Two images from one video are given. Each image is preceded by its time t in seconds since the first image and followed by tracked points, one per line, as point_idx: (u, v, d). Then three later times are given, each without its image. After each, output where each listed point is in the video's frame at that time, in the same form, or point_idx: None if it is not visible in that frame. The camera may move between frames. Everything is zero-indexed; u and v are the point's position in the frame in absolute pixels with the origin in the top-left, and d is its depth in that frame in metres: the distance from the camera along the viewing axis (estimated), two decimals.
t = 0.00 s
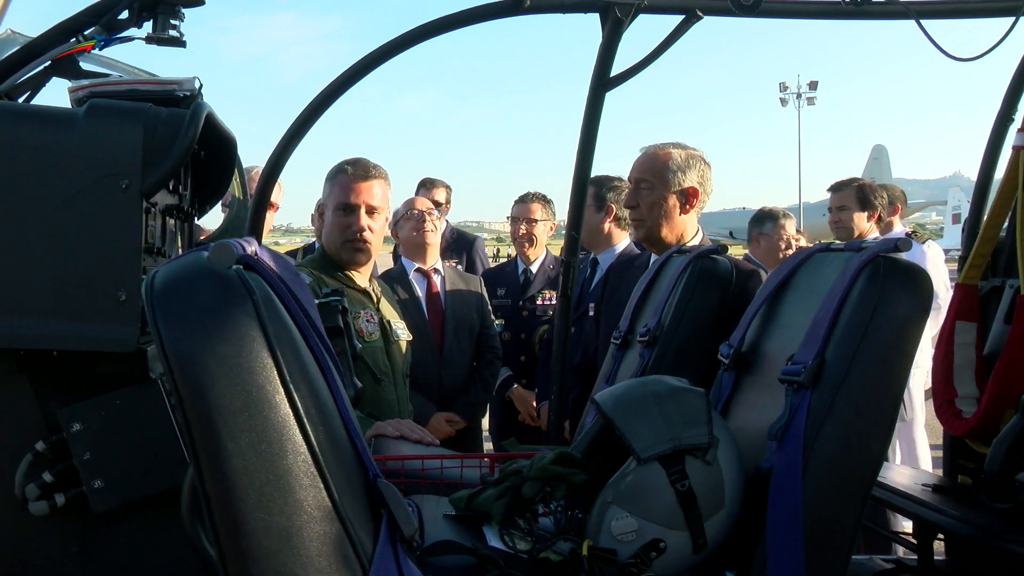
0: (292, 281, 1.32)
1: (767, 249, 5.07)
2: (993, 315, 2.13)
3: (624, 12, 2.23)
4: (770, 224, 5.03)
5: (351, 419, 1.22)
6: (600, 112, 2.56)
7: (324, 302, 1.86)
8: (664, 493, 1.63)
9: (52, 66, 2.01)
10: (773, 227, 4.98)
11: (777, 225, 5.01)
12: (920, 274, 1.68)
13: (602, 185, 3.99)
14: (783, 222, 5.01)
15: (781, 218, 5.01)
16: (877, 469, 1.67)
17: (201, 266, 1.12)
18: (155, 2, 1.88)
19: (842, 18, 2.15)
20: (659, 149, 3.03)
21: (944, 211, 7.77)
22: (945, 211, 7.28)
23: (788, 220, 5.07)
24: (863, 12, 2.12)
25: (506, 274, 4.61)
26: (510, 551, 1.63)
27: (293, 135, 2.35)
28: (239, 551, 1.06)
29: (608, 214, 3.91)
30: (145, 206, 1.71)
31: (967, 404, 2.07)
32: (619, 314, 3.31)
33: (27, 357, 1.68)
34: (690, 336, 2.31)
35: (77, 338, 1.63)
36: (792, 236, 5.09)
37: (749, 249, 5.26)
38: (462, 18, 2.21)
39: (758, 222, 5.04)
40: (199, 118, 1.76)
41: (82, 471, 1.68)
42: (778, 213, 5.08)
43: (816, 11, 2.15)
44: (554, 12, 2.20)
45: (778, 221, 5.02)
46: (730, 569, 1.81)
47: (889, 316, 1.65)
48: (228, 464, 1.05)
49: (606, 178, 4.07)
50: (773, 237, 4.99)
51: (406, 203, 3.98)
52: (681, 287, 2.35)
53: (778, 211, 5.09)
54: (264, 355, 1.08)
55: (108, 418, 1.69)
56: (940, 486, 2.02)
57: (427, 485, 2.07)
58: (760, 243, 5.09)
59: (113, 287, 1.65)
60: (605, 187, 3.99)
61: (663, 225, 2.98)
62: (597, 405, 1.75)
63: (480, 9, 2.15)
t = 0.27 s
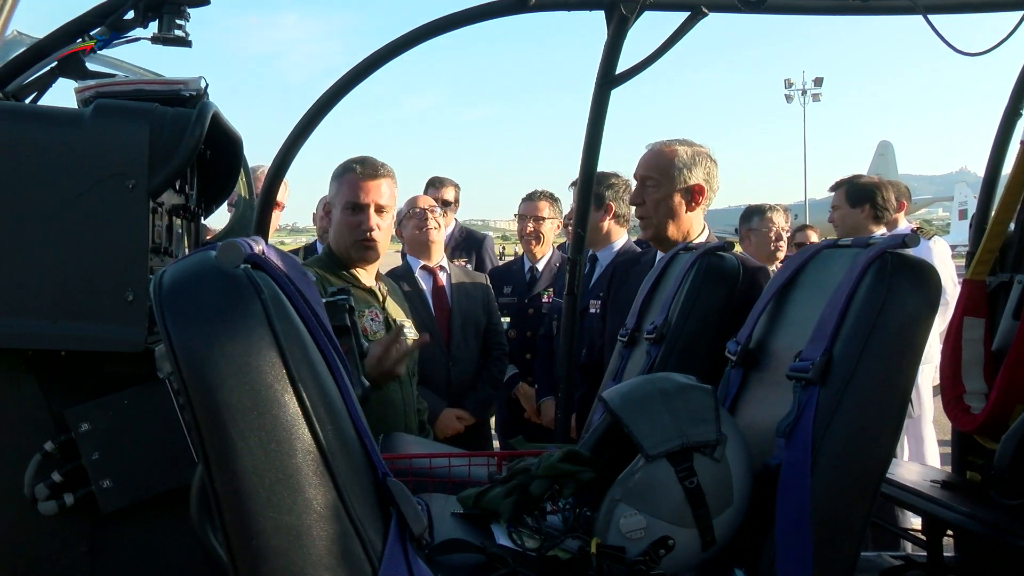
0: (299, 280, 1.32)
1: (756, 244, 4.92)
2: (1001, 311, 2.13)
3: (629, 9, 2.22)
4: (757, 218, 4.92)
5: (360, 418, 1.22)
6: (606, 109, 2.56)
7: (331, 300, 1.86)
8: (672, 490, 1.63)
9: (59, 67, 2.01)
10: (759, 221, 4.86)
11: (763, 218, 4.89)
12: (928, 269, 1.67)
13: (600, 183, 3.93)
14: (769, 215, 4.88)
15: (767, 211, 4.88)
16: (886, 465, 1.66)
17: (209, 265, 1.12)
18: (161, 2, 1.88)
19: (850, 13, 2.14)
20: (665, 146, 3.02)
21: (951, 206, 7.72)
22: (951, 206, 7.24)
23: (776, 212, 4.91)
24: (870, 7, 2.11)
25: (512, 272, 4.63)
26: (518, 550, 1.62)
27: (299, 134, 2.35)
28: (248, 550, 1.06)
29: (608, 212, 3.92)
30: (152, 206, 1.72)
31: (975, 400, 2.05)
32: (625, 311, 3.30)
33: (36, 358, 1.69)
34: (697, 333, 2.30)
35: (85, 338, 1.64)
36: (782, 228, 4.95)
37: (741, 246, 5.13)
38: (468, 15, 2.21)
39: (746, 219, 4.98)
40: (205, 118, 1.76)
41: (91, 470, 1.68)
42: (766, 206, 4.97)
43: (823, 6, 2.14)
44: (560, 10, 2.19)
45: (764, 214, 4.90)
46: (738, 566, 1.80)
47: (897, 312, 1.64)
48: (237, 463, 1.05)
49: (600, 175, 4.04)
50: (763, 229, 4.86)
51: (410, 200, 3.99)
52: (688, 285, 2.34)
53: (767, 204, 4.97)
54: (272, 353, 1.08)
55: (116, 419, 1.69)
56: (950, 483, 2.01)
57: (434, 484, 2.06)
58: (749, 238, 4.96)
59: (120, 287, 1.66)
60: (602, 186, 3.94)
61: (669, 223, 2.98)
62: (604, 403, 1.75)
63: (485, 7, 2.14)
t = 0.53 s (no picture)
0: (306, 278, 1.32)
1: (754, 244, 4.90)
2: (1007, 311, 2.11)
3: (635, 8, 2.22)
4: (756, 218, 4.89)
5: (367, 416, 1.22)
6: (612, 108, 2.56)
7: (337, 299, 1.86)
8: (678, 489, 1.63)
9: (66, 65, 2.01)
10: (756, 221, 4.83)
11: (761, 218, 4.86)
12: (934, 269, 1.67)
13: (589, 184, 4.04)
14: (768, 214, 4.86)
15: (765, 210, 4.87)
16: (892, 465, 1.66)
17: (216, 262, 1.12)
18: None
19: (858, 12, 2.14)
20: (666, 146, 3.00)
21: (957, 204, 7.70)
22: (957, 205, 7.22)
23: (774, 212, 4.89)
24: (876, 6, 2.11)
25: (517, 272, 4.65)
26: (524, 548, 1.63)
27: (305, 132, 2.35)
28: (254, 548, 1.06)
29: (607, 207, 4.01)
30: (158, 204, 1.72)
31: (980, 400, 2.04)
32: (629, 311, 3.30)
33: (42, 355, 1.69)
34: (702, 332, 2.30)
35: (91, 336, 1.64)
36: (779, 227, 4.93)
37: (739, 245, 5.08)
38: (473, 14, 2.21)
39: (744, 219, 4.94)
40: (212, 116, 1.76)
41: (97, 468, 1.68)
42: (763, 206, 4.94)
43: (829, 5, 2.14)
44: (565, 8, 2.19)
45: (761, 213, 4.88)
46: (743, 566, 1.80)
47: (903, 312, 1.63)
48: (244, 461, 1.05)
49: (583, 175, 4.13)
50: (761, 228, 4.84)
51: (415, 199, 3.99)
52: (694, 284, 2.34)
53: (765, 205, 4.95)
54: (279, 351, 1.08)
55: (122, 416, 1.70)
56: (954, 483, 2.01)
57: (439, 482, 2.07)
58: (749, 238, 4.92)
59: (126, 284, 1.66)
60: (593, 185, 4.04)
61: (670, 223, 2.98)
62: (610, 402, 1.75)
63: (490, 5, 2.14)
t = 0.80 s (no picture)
0: (312, 278, 1.32)
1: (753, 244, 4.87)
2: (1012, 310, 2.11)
3: (639, 7, 2.22)
4: (759, 218, 4.88)
5: (374, 416, 1.22)
6: (615, 108, 2.56)
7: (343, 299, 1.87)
8: (683, 489, 1.63)
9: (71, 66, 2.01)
10: (759, 220, 4.83)
11: (765, 218, 4.85)
12: (939, 268, 1.67)
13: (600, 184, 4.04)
14: (771, 215, 4.86)
15: (769, 212, 4.87)
16: (897, 464, 1.66)
17: (223, 262, 1.12)
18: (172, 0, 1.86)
19: (862, 11, 2.13)
20: (666, 146, 3.00)
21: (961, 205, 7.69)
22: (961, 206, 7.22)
23: (777, 214, 4.89)
24: (882, 6, 2.10)
25: (523, 273, 4.68)
26: (529, 547, 1.63)
27: (310, 132, 2.35)
28: (262, 547, 1.06)
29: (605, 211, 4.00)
30: (163, 204, 1.72)
31: (985, 399, 2.04)
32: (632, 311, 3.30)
33: (48, 355, 1.69)
34: (706, 332, 2.30)
35: (97, 335, 1.64)
36: (782, 228, 4.93)
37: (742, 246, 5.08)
38: (477, 14, 2.21)
39: (747, 219, 4.92)
40: (216, 117, 1.77)
41: (102, 467, 1.69)
42: (766, 207, 4.94)
43: (835, 5, 2.13)
44: (570, 8, 2.19)
45: (765, 214, 4.88)
46: (748, 565, 1.80)
47: (908, 311, 1.63)
48: (252, 461, 1.05)
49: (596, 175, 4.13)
50: (763, 229, 4.83)
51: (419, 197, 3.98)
52: (698, 283, 2.34)
53: (768, 204, 4.95)
54: (287, 351, 1.08)
55: (128, 416, 1.70)
56: (959, 482, 2.01)
57: (444, 481, 2.08)
58: (749, 239, 4.89)
59: (132, 284, 1.66)
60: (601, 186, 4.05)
61: (671, 223, 2.98)
62: (615, 401, 1.75)
63: (495, 5, 2.14)
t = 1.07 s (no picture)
0: (317, 278, 1.32)
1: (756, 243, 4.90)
2: (1015, 310, 2.11)
3: (642, 8, 2.22)
4: (761, 218, 4.87)
5: (378, 416, 1.23)
6: (618, 109, 2.56)
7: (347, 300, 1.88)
8: (686, 489, 1.63)
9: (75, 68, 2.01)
10: (761, 220, 4.83)
11: (767, 218, 4.85)
12: (944, 269, 1.66)
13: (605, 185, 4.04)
14: (773, 214, 4.86)
15: (771, 211, 4.87)
16: (901, 465, 1.65)
17: (229, 264, 1.12)
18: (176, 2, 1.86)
19: (865, 11, 2.13)
20: (671, 146, 3.01)
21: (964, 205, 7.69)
22: (963, 206, 7.22)
23: (780, 213, 4.89)
24: (885, 6, 2.10)
25: (520, 271, 4.69)
26: (533, 548, 1.63)
27: (313, 133, 2.36)
28: (268, 548, 1.07)
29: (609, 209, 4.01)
30: (167, 205, 1.72)
31: (988, 400, 2.04)
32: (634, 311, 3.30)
33: (52, 356, 1.70)
34: (709, 332, 2.30)
35: (100, 336, 1.65)
36: (785, 228, 4.93)
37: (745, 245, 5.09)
38: (479, 15, 2.21)
39: (750, 219, 4.93)
40: (220, 118, 1.77)
41: (107, 468, 1.69)
42: (769, 206, 4.94)
43: (838, 5, 2.13)
44: (573, 9, 2.19)
45: (767, 214, 4.88)
46: (752, 565, 1.81)
47: (911, 312, 1.63)
48: (257, 462, 1.06)
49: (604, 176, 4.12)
50: (765, 228, 4.83)
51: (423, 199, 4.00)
52: (701, 284, 2.34)
53: (771, 204, 4.95)
54: (293, 353, 1.09)
55: (132, 417, 1.70)
56: (963, 482, 2.00)
57: (448, 482, 2.08)
58: (753, 240, 4.92)
59: (136, 285, 1.67)
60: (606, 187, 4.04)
61: (670, 223, 2.98)
62: (618, 402, 1.75)
63: (498, 6, 2.15)
